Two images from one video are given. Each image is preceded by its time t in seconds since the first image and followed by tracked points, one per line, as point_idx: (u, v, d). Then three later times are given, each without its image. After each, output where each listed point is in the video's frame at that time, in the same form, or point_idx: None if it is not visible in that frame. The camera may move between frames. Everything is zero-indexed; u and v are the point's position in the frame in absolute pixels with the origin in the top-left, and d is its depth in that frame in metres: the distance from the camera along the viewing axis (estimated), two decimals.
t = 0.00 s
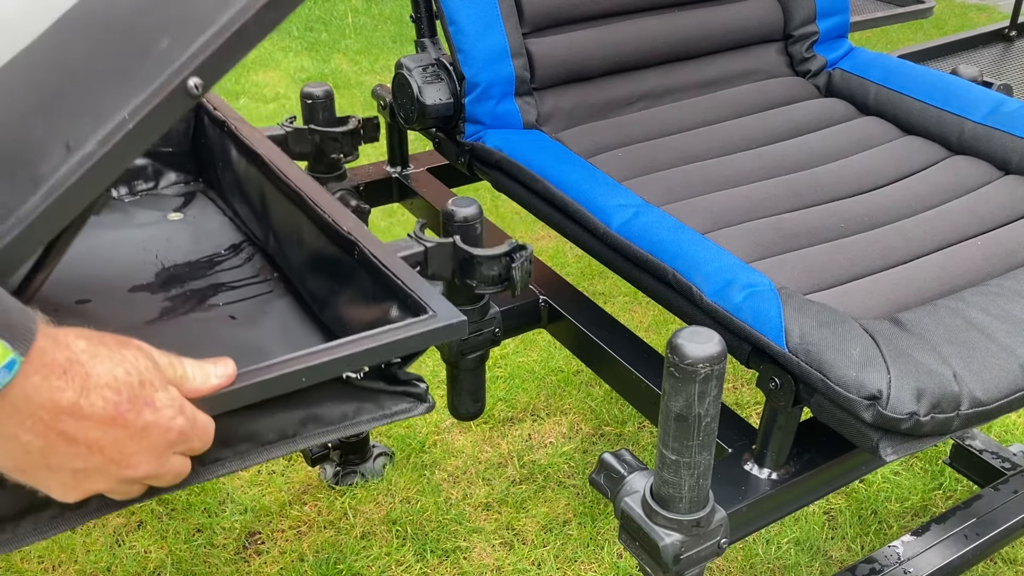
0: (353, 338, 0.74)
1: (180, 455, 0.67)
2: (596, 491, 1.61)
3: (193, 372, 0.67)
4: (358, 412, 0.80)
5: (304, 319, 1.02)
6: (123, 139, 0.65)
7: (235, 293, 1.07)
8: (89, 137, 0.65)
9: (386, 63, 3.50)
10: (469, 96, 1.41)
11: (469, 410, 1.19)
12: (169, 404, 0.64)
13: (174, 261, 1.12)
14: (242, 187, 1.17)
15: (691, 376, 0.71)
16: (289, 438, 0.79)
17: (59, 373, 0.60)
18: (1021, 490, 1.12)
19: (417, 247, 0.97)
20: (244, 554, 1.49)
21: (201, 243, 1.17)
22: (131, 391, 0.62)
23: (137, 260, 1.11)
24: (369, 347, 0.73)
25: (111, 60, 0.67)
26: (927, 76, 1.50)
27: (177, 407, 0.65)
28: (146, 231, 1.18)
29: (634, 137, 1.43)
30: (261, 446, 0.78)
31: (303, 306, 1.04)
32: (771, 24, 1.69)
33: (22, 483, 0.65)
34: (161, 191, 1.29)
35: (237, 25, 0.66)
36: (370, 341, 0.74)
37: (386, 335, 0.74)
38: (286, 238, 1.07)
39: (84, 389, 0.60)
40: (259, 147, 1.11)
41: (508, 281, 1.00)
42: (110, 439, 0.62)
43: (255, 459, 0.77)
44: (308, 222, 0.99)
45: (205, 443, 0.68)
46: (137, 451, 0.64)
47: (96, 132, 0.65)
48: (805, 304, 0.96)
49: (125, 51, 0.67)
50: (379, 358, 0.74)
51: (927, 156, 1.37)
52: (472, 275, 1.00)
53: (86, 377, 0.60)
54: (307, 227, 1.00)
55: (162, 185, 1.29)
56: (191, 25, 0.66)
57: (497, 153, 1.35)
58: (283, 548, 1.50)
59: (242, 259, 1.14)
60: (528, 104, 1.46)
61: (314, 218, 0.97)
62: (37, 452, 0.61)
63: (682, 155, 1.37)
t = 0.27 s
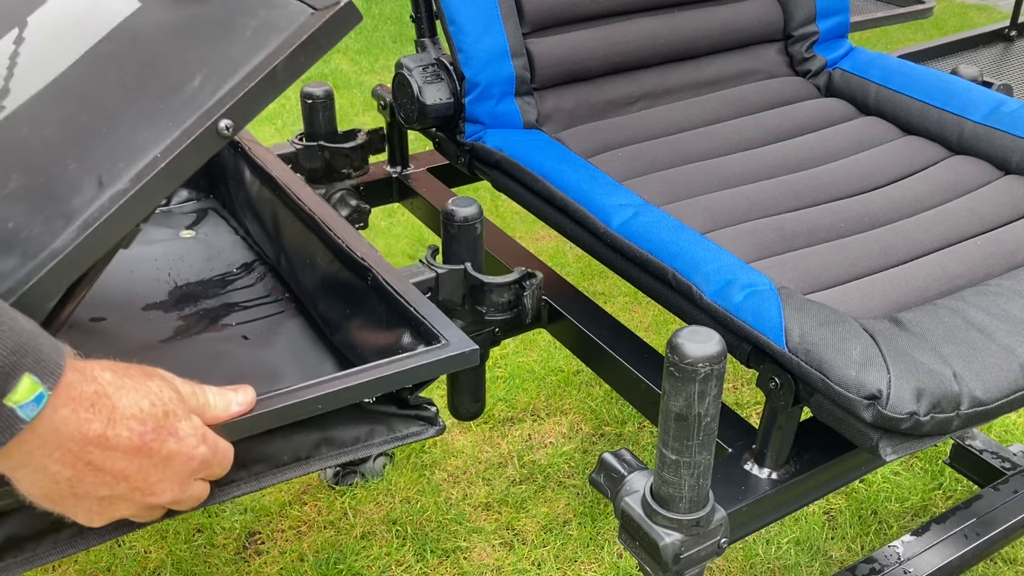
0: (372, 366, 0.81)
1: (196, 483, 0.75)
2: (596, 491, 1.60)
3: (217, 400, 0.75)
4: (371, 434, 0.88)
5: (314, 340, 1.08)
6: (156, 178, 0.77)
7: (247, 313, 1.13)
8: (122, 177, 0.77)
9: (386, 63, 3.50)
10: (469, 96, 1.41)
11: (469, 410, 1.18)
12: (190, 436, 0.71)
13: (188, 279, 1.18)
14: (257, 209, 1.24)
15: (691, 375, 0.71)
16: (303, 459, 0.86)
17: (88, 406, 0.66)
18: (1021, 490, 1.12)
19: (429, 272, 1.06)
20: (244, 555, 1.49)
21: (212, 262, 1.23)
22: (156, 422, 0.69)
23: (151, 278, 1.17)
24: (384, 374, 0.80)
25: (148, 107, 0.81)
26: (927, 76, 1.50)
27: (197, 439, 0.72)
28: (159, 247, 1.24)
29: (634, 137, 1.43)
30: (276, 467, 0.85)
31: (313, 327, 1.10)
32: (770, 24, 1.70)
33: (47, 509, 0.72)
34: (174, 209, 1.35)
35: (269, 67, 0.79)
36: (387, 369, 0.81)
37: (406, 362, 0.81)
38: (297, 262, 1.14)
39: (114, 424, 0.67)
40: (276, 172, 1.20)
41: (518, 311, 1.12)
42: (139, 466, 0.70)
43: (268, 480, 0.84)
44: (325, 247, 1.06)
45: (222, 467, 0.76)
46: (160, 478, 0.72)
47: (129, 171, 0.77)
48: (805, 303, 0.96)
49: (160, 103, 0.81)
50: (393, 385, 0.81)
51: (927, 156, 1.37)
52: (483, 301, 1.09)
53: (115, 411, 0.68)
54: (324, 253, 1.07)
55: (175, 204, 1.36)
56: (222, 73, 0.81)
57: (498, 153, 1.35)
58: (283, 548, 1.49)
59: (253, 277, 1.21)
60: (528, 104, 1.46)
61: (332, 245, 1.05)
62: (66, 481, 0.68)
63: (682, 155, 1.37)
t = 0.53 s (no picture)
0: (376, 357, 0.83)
1: (210, 468, 0.75)
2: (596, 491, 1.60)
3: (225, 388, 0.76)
4: (378, 417, 0.88)
5: (321, 330, 1.08)
6: (165, 167, 0.80)
7: (254, 304, 1.13)
8: (131, 168, 0.80)
9: (386, 63, 3.50)
10: (470, 95, 1.41)
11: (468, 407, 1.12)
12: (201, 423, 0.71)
13: (196, 272, 1.19)
14: (263, 204, 1.25)
15: (691, 371, 0.71)
16: (311, 442, 0.86)
17: (99, 398, 0.67)
18: (1021, 490, 1.12)
19: (436, 266, 1.07)
20: (244, 555, 1.49)
21: (219, 255, 1.24)
22: (167, 411, 0.70)
23: (157, 273, 1.17)
24: (389, 366, 0.82)
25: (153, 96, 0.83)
26: (928, 76, 1.50)
27: (209, 425, 0.72)
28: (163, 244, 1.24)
29: (634, 136, 1.43)
30: (283, 450, 0.85)
31: (320, 319, 1.10)
32: (771, 24, 1.70)
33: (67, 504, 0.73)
34: (182, 207, 1.35)
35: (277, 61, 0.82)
36: (392, 360, 0.82)
37: (410, 353, 0.83)
38: (303, 256, 1.14)
39: (126, 413, 0.68)
40: (283, 167, 1.21)
41: (524, 301, 1.12)
42: (152, 455, 0.71)
43: (276, 461, 0.84)
44: (333, 242, 1.07)
45: (235, 453, 0.77)
46: (175, 467, 0.73)
47: (138, 160, 0.80)
48: (804, 302, 0.96)
49: (167, 93, 0.83)
50: (398, 376, 0.83)
51: (927, 156, 1.37)
52: (489, 294, 1.10)
53: (125, 401, 0.68)
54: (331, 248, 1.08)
55: (182, 201, 1.37)
56: (229, 65, 0.83)
57: (498, 152, 1.36)
58: (283, 549, 1.49)
59: (259, 270, 1.21)
60: (528, 103, 1.46)
61: (339, 240, 1.05)
62: (83, 476, 0.69)
63: (682, 155, 1.37)
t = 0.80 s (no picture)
0: (377, 359, 0.83)
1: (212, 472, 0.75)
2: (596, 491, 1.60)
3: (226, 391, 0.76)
4: (378, 417, 0.88)
5: (321, 331, 1.08)
6: (165, 169, 0.80)
7: (254, 304, 1.13)
8: (131, 171, 0.80)
9: (386, 63, 3.50)
10: (470, 95, 1.41)
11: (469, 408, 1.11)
12: (204, 429, 0.72)
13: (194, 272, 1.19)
14: (262, 205, 1.25)
15: (691, 373, 0.71)
16: (311, 442, 0.86)
17: (102, 406, 0.67)
18: (1021, 490, 1.12)
19: (435, 267, 1.07)
20: (244, 555, 1.49)
21: (218, 257, 1.24)
22: (170, 418, 0.70)
23: (156, 275, 1.17)
24: (390, 367, 0.81)
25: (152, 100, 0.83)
26: (927, 76, 1.50)
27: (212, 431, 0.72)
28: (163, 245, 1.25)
29: (634, 136, 1.43)
30: (283, 450, 0.85)
31: (320, 321, 1.10)
32: (771, 24, 1.70)
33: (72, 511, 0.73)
34: (181, 207, 1.36)
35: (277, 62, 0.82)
36: (393, 361, 0.82)
37: (412, 355, 0.83)
38: (303, 257, 1.14)
39: (129, 421, 0.68)
40: (283, 169, 1.21)
41: (524, 302, 1.12)
42: (156, 461, 0.70)
43: (276, 462, 0.84)
44: (333, 244, 1.07)
45: (236, 456, 0.77)
46: (179, 473, 0.72)
47: (137, 164, 0.80)
48: (804, 302, 0.96)
49: (167, 97, 0.83)
50: (399, 378, 0.83)
51: (927, 156, 1.37)
52: (489, 294, 1.10)
53: (128, 408, 0.68)
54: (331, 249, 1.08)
55: (181, 202, 1.37)
56: (230, 67, 0.83)
57: (498, 152, 1.36)
58: (283, 549, 1.49)
59: (259, 271, 1.21)
60: (528, 103, 1.46)
61: (339, 241, 1.05)
62: (87, 484, 0.69)
63: (682, 154, 1.37)
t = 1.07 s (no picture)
0: (376, 360, 0.83)
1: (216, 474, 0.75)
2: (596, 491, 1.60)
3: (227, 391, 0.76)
4: (379, 417, 0.88)
5: (322, 331, 1.08)
6: (169, 174, 0.79)
7: (254, 305, 1.13)
8: (137, 174, 0.79)
9: (386, 63, 3.50)
10: (470, 95, 1.41)
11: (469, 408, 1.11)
12: (208, 431, 0.71)
13: (195, 272, 1.19)
14: (262, 206, 1.25)
15: (691, 373, 0.71)
16: (312, 442, 0.86)
17: (106, 408, 0.67)
18: (1021, 490, 1.12)
19: (436, 267, 1.08)
20: (244, 555, 1.49)
21: (219, 257, 1.24)
22: (174, 421, 0.70)
23: (157, 275, 1.17)
24: (391, 368, 0.81)
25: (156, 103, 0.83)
26: (927, 76, 1.50)
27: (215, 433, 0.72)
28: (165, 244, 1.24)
29: (634, 136, 1.43)
30: (284, 450, 0.85)
31: (320, 320, 1.10)
32: (771, 24, 1.70)
33: (76, 512, 0.73)
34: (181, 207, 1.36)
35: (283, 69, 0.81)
36: (393, 362, 0.82)
37: (414, 356, 0.83)
38: (303, 256, 1.14)
39: (133, 424, 0.68)
40: (284, 169, 1.21)
41: (524, 301, 1.12)
42: (159, 463, 0.70)
43: (277, 463, 0.84)
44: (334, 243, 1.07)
45: (238, 458, 0.77)
46: (182, 476, 0.72)
47: (144, 167, 0.79)
48: (804, 302, 0.96)
49: (173, 101, 0.84)
50: (400, 379, 0.83)
51: (927, 156, 1.37)
52: (489, 295, 1.10)
53: (132, 411, 0.68)
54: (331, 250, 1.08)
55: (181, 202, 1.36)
56: (234, 70, 0.83)
57: (498, 152, 1.36)
58: (283, 549, 1.49)
59: (259, 271, 1.21)
60: (528, 103, 1.46)
61: (339, 241, 1.05)
62: (92, 486, 0.69)
63: (682, 155, 1.37)
